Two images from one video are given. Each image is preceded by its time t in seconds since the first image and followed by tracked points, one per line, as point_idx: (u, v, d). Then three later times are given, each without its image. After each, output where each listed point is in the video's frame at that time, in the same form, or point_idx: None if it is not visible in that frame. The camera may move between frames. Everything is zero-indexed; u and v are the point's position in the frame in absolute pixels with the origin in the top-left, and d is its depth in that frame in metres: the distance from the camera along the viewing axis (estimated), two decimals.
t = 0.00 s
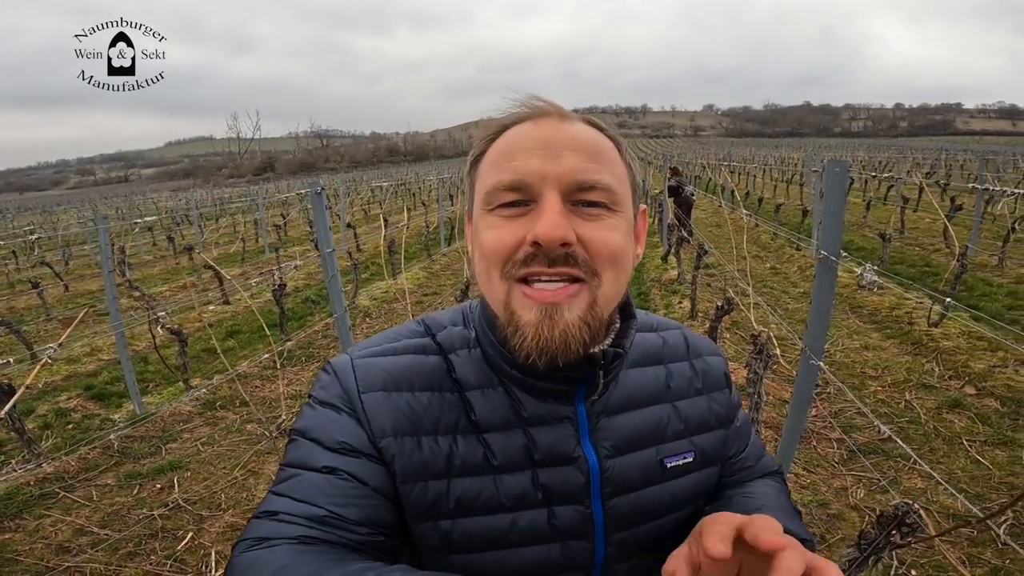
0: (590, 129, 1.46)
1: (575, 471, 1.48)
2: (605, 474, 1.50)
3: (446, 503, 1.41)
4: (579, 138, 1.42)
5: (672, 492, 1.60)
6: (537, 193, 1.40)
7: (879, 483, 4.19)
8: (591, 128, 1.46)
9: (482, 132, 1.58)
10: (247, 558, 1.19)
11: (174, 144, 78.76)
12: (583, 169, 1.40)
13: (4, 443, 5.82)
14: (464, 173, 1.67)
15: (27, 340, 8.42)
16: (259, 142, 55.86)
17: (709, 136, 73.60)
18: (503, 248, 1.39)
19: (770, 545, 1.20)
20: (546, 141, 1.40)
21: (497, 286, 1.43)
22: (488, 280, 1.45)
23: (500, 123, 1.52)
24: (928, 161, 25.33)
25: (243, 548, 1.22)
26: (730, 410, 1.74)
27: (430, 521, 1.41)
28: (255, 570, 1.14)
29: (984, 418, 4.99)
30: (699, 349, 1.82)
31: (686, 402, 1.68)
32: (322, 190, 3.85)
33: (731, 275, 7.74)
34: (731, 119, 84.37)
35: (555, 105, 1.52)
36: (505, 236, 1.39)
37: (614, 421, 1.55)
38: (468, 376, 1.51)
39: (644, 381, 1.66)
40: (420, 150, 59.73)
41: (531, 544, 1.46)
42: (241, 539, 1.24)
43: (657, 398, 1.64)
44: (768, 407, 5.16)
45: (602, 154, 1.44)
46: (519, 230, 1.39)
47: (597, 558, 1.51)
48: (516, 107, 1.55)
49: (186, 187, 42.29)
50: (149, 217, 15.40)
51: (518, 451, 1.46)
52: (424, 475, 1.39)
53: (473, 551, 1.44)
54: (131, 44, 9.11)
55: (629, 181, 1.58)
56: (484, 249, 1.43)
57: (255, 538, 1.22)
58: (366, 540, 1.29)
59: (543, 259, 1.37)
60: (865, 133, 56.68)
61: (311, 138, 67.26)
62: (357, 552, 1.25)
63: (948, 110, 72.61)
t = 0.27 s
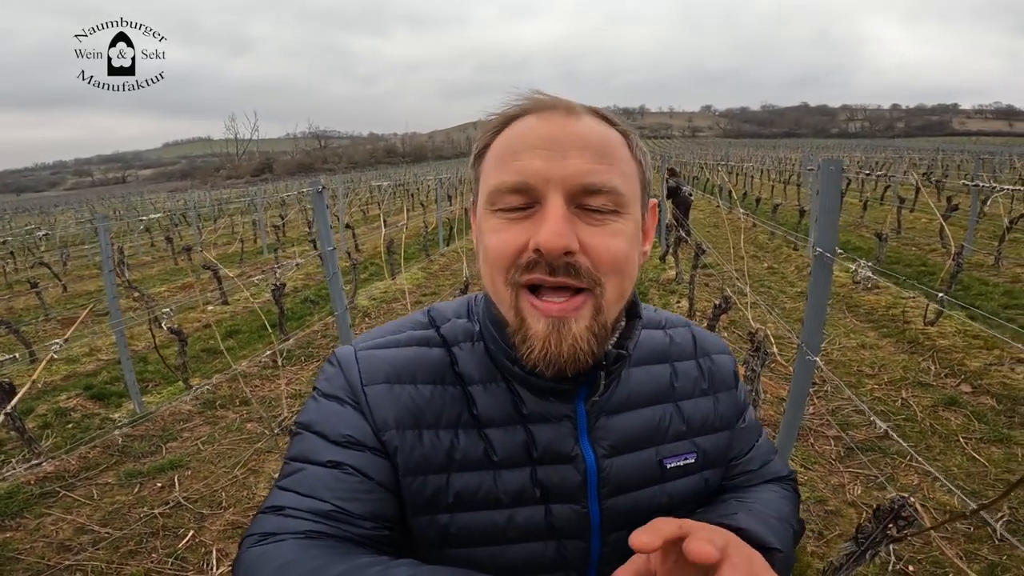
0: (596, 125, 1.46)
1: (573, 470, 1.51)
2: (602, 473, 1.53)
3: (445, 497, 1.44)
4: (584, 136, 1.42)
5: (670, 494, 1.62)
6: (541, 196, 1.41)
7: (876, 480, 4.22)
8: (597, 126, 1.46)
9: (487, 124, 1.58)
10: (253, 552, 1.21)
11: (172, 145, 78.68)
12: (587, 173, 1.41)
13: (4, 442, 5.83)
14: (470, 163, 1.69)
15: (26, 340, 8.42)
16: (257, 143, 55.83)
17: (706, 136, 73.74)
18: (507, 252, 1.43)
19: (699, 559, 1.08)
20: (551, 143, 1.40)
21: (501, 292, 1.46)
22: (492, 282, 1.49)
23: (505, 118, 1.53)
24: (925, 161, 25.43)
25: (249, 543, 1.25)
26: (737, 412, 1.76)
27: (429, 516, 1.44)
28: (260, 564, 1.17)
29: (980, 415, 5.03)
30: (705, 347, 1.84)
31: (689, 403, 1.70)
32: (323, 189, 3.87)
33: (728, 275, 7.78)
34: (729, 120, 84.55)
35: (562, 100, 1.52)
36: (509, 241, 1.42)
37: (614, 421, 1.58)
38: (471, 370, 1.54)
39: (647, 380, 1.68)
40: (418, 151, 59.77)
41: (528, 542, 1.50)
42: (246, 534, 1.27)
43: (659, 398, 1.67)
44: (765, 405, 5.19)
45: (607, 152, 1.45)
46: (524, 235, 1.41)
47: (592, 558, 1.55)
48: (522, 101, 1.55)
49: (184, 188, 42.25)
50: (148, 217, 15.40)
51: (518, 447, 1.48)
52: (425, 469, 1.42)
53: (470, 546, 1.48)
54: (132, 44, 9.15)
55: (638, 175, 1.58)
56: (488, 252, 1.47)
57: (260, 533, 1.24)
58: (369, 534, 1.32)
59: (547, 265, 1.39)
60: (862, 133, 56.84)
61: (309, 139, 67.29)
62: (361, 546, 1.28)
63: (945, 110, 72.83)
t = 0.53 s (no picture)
0: (612, 125, 1.46)
1: (581, 462, 1.53)
2: (611, 466, 1.55)
3: (455, 489, 1.46)
4: (599, 138, 1.43)
5: (678, 487, 1.64)
6: (554, 198, 1.43)
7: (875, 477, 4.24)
8: (613, 125, 1.46)
9: (502, 118, 1.59)
10: (265, 542, 1.23)
11: (170, 145, 78.58)
12: (601, 176, 1.42)
13: (5, 442, 5.83)
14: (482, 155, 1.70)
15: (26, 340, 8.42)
16: (255, 143, 55.78)
17: (705, 136, 73.84)
18: (518, 253, 1.45)
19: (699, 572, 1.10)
20: (565, 143, 1.41)
21: (511, 290, 1.49)
22: (502, 281, 1.51)
23: (520, 114, 1.54)
24: (923, 161, 25.50)
25: (261, 533, 1.27)
26: (745, 407, 1.78)
27: (439, 507, 1.46)
28: (273, 555, 1.19)
29: (978, 413, 5.06)
30: (715, 341, 1.86)
31: (698, 396, 1.71)
32: (325, 187, 3.89)
33: (728, 274, 7.80)
34: (727, 120, 84.66)
35: (578, 96, 1.52)
36: (520, 241, 1.45)
37: (623, 414, 1.60)
38: (481, 362, 1.56)
39: (657, 374, 1.69)
40: (416, 152, 59.79)
41: (536, 533, 1.52)
42: (259, 523, 1.29)
43: (668, 392, 1.68)
44: (764, 403, 5.21)
45: (622, 153, 1.45)
46: (535, 236, 1.43)
47: (600, 550, 1.57)
48: (538, 95, 1.55)
49: (183, 188, 42.21)
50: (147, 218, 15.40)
51: (527, 439, 1.50)
52: (435, 460, 1.44)
53: (479, 537, 1.50)
54: (132, 43, 9.15)
55: (653, 175, 1.59)
56: (499, 251, 1.49)
57: (273, 523, 1.26)
58: (381, 525, 1.34)
59: (558, 267, 1.41)
60: (860, 133, 56.96)
61: (307, 139, 67.25)
62: (372, 537, 1.30)
63: (942, 110, 72.96)
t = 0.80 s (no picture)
0: (615, 130, 1.46)
1: (584, 468, 1.52)
2: (613, 471, 1.54)
3: (457, 496, 1.45)
4: (601, 143, 1.42)
5: (681, 491, 1.63)
6: (556, 204, 1.42)
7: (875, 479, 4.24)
8: (615, 131, 1.45)
9: (503, 122, 1.58)
10: (266, 550, 1.23)
11: (168, 145, 78.51)
12: (603, 182, 1.41)
13: (2, 443, 5.82)
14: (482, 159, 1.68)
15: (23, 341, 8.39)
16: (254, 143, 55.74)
17: (703, 137, 73.95)
18: (519, 259, 1.44)
19: None
20: (568, 149, 1.40)
21: (513, 295, 1.48)
22: (503, 287, 1.51)
23: (521, 119, 1.53)
24: (920, 162, 25.57)
25: (262, 541, 1.26)
26: (746, 410, 1.78)
27: (441, 514, 1.45)
28: (274, 563, 1.19)
29: (977, 414, 5.06)
30: (716, 345, 1.85)
31: (699, 401, 1.71)
32: (324, 189, 3.88)
33: (727, 275, 7.80)
34: (725, 120, 84.78)
35: (580, 99, 1.51)
36: (522, 248, 1.44)
37: (625, 419, 1.59)
38: (483, 369, 1.54)
39: (658, 379, 1.69)
40: (415, 152, 59.78)
41: (539, 539, 1.51)
42: (260, 531, 1.28)
43: (670, 397, 1.68)
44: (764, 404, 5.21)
45: (625, 159, 1.44)
46: (537, 242, 1.43)
47: (603, 556, 1.56)
48: (539, 99, 1.54)
49: (181, 189, 42.18)
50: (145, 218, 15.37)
51: (529, 446, 1.50)
52: (437, 467, 1.43)
53: (481, 544, 1.49)
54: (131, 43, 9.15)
55: (655, 180, 1.58)
56: (500, 256, 1.48)
57: (274, 531, 1.26)
58: (382, 533, 1.33)
59: (560, 273, 1.41)
60: (858, 134, 57.04)
61: (306, 140, 67.22)
62: (373, 545, 1.29)
63: (940, 111, 73.09)
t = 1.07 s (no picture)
0: (613, 129, 1.45)
1: (582, 468, 1.50)
2: (610, 471, 1.53)
3: (454, 498, 1.43)
4: (599, 141, 1.41)
5: (680, 491, 1.62)
6: (551, 198, 1.41)
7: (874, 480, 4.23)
8: (614, 130, 1.44)
9: (504, 118, 1.57)
10: (263, 555, 1.21)
11: (166, 145, 78.39)
12: (598, 178, 1.40)
13: None
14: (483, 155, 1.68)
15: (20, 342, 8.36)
16: (252, 143, 55.68)
17: (702, 137, 74.00)
18: (512, 252, 1.43)
19: None
20: (566, 144, 1.40)
21: (504, 289, 1.47)
22: (497, 281, 1.50)
23: (522, 115, 1.53)
24: (919, 162, 25.59)
25: (259, 546, 1.25)
26: (744, 408, 1.77)
27: (438, 516, 1.43)
28: (271, 567, 1.18)
29: (976, 415, 5.06)
30: (712, 344, 1.84)
31: (696, 399, 1.69)
32: (321, 190, 3.86)
33: (726, 276, 7.79)
34: (724, 121, 84.84)
35: (581, 99, 1.50)
36: (516, 241, 1.43)
37: (622, 419, 1.58)
38: (478, 370, 1.53)
39: (655, 378, 1.67)
40: (414, 152, 59.77)
41: (538, 540, 1.49)
42: (257, 536, 1.26)
43: (666, 396, 1.66)
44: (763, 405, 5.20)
45: (621, 157, 1.43)
46: (529, 236, 1.42)
47: (603, 556, 1.54)
48: (541, 97, 1.54)
49: (180, 189, 42.12)
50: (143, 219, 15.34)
51: (526, 447, 1.48)
52: (434, 469, 1.41)
53: (480, 547, 1.47)
54: (130, 43, 9.14)
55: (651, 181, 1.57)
56: (494, 249, 1.48)
57: (270, 535, 1.24)
58: (379, 537, 1.32)
59: (550, 267, 1.39)
60: (856, 134, 57.11)
61: (305, 141, 67.23)
62: (371, 548, 1.28)
63: (938, 112, 73.20)
